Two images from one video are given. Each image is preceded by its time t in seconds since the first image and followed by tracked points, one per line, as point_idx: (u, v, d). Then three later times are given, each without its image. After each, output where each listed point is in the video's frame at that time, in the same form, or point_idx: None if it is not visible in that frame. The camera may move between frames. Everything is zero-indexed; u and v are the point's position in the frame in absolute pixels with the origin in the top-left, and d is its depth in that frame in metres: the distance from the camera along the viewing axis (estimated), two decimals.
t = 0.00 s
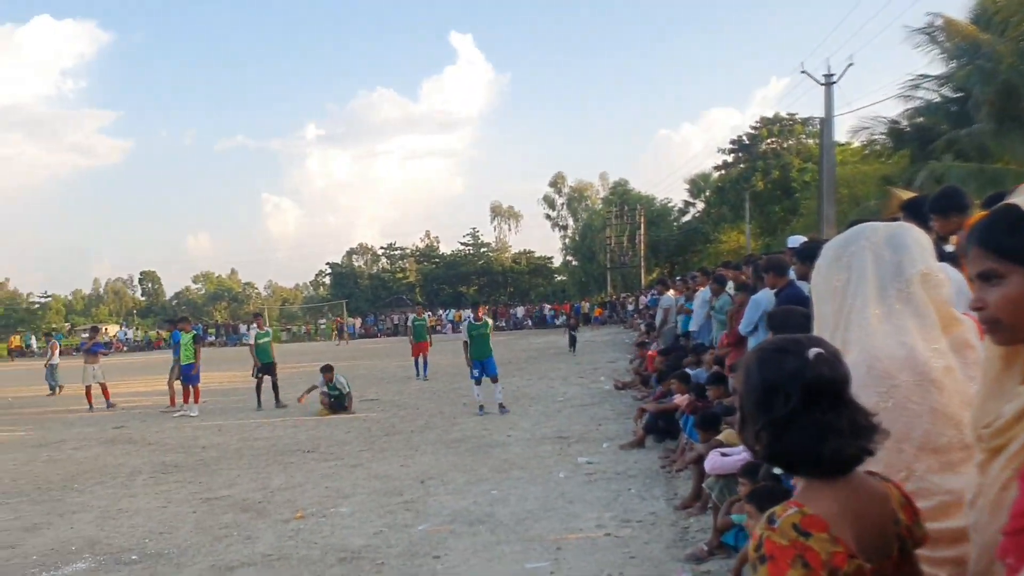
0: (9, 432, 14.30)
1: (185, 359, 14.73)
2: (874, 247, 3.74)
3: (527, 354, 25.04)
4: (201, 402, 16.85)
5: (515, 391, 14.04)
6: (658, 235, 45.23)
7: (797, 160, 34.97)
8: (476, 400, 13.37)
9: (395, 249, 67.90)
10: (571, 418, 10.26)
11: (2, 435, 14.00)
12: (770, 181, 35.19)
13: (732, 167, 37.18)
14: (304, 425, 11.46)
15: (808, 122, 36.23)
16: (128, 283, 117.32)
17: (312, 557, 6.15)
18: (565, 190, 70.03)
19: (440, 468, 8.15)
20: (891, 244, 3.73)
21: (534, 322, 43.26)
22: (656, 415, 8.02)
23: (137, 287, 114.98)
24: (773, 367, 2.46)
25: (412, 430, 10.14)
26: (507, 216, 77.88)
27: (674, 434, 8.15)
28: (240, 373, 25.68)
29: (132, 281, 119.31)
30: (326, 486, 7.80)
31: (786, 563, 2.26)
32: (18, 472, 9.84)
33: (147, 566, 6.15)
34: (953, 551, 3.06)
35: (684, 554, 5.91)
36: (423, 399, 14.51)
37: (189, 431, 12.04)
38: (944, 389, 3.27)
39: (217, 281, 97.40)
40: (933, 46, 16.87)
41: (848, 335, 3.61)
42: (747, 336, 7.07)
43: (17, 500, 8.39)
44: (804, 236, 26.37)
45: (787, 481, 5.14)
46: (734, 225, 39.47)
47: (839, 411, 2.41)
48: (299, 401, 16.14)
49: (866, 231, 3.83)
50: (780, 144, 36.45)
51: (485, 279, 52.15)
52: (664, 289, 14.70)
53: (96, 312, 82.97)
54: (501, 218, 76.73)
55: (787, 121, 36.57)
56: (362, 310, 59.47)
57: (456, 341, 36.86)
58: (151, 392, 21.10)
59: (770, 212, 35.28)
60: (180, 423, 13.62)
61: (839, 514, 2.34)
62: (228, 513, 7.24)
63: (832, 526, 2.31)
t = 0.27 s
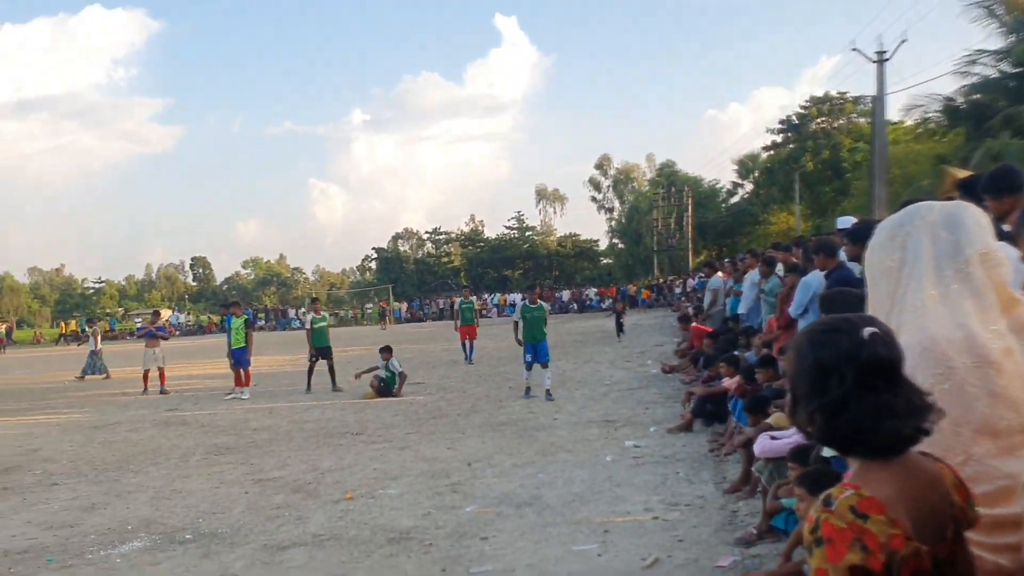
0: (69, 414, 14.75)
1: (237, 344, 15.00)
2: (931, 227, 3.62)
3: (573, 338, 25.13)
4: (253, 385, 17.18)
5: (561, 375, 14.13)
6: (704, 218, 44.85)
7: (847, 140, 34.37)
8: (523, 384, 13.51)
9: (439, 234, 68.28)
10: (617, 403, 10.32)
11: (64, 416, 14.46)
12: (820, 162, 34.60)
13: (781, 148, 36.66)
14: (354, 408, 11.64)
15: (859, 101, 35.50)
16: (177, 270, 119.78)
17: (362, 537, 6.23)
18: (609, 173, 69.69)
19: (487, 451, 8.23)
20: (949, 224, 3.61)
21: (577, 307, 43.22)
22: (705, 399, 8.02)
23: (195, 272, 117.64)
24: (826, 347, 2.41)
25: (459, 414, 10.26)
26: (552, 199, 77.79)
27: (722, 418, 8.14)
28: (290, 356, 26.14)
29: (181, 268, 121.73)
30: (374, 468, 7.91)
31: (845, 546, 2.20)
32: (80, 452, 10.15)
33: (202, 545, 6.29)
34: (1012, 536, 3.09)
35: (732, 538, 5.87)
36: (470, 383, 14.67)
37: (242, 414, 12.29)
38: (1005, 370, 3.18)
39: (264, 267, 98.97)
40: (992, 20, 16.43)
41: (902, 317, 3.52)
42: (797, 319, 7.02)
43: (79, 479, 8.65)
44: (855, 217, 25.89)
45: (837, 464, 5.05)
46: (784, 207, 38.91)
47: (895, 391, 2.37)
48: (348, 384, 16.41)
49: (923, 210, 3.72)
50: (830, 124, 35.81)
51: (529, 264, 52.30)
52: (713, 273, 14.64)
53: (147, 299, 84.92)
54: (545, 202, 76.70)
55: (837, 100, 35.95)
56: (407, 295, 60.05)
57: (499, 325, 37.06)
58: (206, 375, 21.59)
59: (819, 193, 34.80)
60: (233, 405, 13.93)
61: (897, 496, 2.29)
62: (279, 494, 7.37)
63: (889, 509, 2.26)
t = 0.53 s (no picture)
0: (107, 405, 15.04)
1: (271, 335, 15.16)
2: (970, 215, 3.54)
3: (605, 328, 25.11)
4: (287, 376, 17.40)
5: (593, 365, 14.14)
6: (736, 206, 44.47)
7: (882, 125, 33.88)
8: (554, 374, 13.55)
9: (469, 224, 68.44)
10: (649, 393, 10.31)
11: (104, 407, 14.74)
12: (853, 148, 34.14)
13: (814, 134, 36.23)
14: (387, 398, 11.74)
15: (893, 86, 34.98)
16: (211, 263, 121.32)
17: (395, 527, 6.27)
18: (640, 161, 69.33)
19: (519, 441, 8.26)
20: (990, 213, 3.52)
21: (607, 296, 43.11)
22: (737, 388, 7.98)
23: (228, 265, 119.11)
24: (860, 335, 2.36)
25: (490, 404, 10.31)
26: (582, 188, 77.55)
27: (755, 407, 8.10)
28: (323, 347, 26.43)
29: (214, 260, 123.37)
30: (406, 458, 7.96)
31: (877, 537, 2.17)
32: (119, 443, 10.35)
33: (238, 534, 6.38)
34: None
35: (766, 528, 5.82)
36: (501, 373, 14.74)
37: (276, 404, 12.45)
38: None
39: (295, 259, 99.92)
40: None
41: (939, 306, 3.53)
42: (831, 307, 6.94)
43: (117, 469, 8.81)
44: (890, 203, 25.49)
45: (872, 453, 4.97)
46: (817, 194, 38.45)
47: (931, 381, 2.32)
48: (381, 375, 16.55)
49: (960, 195, 3.61)
50: (864, 109, 35.32)
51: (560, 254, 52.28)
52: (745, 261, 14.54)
53: (181, 292, 86.22)
54: (575, 191, 76.52)
55: (871, 85, 35.46)
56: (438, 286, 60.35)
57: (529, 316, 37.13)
58: (241, 367, 21.89)
59: (853, 179, 34.38)
60: (268, 396, 14.12)
61: (930, 487, 2.25)
62: (313, 484, 7.45)
63: (923, 499, 2.22)
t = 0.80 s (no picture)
0: (128, 403, 15.18)
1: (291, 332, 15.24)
2: (993, 206, 3.52)
3: (624, 323, 25.07)
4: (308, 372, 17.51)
5: (612, 360, 14.13)
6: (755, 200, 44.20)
7: (903, 117, 33.56)
8: (573, 370, 13.55)
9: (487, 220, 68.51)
10: (668, 388, 10.29)
11: (126, 404, 14.89)
12: (874, 140, 33.83)
13: (835, 127, 35.97)
14: (406, 394, 11.79)
15: (914, 77, 34.62)
16: (231, 261, 122.21)
17: (415, 523, 6.29)
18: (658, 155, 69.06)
19: (538, 437, 8.26)
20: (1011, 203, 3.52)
21: (625, 291, 43.00)
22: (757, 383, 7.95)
23: (247, 262, 119.90)
24: (880, 331, 2.35)
25: (509, 400, 10.32)
26: (600, 183, 77.30)
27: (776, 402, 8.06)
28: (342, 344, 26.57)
29: (234, 258, 124.20)
30: (426, 454, 7.98)
31: (895, 533, 2.16)
32: (141, 440, 10.44)
33: (259, 530, 6.41)
34: None
35: (787, 523, 5.78)
36: (521, 368, 14.76)
37: (296, 401, 12.51)
38: None
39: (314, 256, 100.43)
40: None
41: (962, 299, 3.47)
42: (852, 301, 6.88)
43: (139, 466, 8.89)
44: (912, 196, 25.23)
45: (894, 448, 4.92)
46: (838, 186, 38.12)
47: (955, 376, 2.28)
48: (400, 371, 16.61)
49: (982, 190, 3.62)
50: (884, 100, 35.01)
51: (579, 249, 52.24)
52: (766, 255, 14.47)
53: (201, 290, 86.91)
54: (594, 186, 76.34)
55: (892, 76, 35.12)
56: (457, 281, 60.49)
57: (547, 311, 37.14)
58: (262, 363, 22.04)
59: (874, 172, 34.10)
60: (288, 392, 14.21)
61: (953, 483, 2.21)
62: (333, 480, 7.49)
63: (945, 495, 2.19)
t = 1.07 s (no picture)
0: (177, 400, 15.49)
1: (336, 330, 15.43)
2: None
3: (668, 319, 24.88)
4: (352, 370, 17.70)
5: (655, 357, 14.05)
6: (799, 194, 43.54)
7: (952, 108, 32.77)
8: (615, 367, 13.49)
9: (527, 218, 68.52)
10: (712, 385, 10.20)
11: (177, 401, 15.20)
12: (921, 132, 33.12)
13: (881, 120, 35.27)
14: (449, 392, 11.84)
15: (963, 67, 33.78)
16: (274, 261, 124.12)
17: (458, 520, 6.30)
18: (700, 150, 68.40)
19: (581, 434, 8.24)
20: None
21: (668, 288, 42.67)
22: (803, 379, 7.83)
23: (290, 262, 121.53)
24: (934, 328, 2.20)
25: (552, 397, 10.31)
26: (642, 178, 76.74)
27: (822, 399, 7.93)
28: (385, 341, 26.80)
29: (277, 257, 125.93)
30: (469, 452, 8.00)
31: (949, 531, 2.12)
32: (190, 437, 10.64)
33: (306, 526, 6.48)
34: None
35: (835, 522, 5.67)
36: (563, 366, 14.74)
37: (340, 398, 12.66)
38: None
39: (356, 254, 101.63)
40: None
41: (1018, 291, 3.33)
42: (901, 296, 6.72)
43: (188, 463, 9.06)
44: (962, 188, 24.60)
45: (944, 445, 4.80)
46: (884, 179, 37.35)
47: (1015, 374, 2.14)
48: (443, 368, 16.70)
49: None
50: (932, 92, 34.24)
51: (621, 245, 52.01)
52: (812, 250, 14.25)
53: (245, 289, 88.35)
54: (634, 181, 75.90)
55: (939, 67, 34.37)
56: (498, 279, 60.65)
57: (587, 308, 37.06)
58: (307, 361, 22.33)
59: (921, 164, 33.38)
60: (333, 390, 14.39)
61: (1011, 480, 2.14)
62: (377, 477, 7.55)
63: (1000, 492, 2.12)
